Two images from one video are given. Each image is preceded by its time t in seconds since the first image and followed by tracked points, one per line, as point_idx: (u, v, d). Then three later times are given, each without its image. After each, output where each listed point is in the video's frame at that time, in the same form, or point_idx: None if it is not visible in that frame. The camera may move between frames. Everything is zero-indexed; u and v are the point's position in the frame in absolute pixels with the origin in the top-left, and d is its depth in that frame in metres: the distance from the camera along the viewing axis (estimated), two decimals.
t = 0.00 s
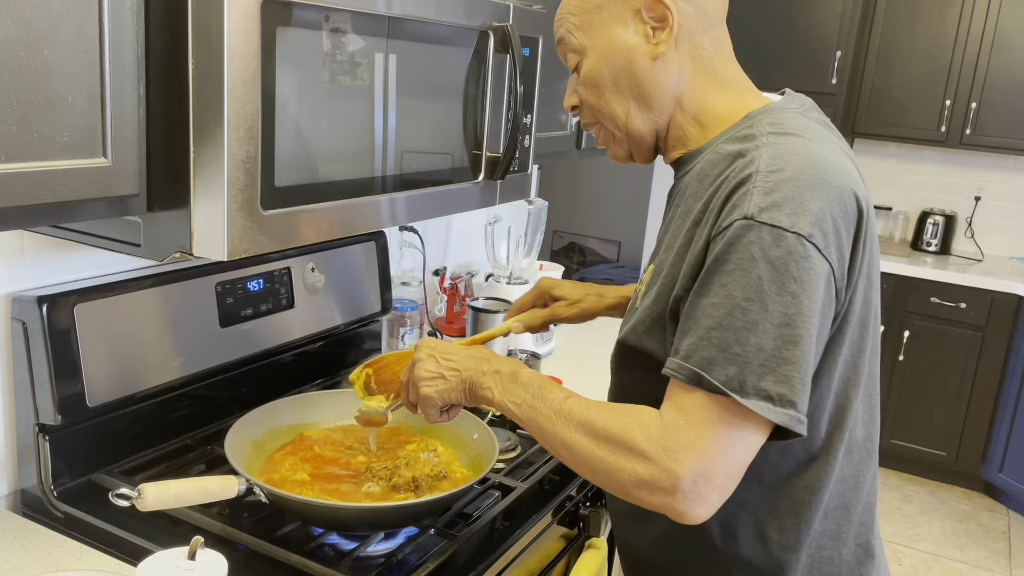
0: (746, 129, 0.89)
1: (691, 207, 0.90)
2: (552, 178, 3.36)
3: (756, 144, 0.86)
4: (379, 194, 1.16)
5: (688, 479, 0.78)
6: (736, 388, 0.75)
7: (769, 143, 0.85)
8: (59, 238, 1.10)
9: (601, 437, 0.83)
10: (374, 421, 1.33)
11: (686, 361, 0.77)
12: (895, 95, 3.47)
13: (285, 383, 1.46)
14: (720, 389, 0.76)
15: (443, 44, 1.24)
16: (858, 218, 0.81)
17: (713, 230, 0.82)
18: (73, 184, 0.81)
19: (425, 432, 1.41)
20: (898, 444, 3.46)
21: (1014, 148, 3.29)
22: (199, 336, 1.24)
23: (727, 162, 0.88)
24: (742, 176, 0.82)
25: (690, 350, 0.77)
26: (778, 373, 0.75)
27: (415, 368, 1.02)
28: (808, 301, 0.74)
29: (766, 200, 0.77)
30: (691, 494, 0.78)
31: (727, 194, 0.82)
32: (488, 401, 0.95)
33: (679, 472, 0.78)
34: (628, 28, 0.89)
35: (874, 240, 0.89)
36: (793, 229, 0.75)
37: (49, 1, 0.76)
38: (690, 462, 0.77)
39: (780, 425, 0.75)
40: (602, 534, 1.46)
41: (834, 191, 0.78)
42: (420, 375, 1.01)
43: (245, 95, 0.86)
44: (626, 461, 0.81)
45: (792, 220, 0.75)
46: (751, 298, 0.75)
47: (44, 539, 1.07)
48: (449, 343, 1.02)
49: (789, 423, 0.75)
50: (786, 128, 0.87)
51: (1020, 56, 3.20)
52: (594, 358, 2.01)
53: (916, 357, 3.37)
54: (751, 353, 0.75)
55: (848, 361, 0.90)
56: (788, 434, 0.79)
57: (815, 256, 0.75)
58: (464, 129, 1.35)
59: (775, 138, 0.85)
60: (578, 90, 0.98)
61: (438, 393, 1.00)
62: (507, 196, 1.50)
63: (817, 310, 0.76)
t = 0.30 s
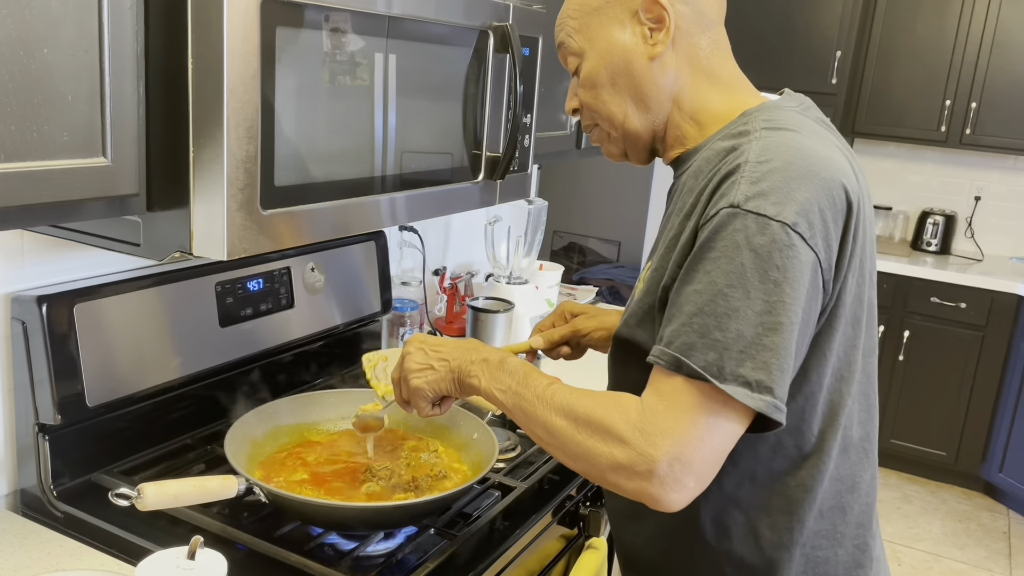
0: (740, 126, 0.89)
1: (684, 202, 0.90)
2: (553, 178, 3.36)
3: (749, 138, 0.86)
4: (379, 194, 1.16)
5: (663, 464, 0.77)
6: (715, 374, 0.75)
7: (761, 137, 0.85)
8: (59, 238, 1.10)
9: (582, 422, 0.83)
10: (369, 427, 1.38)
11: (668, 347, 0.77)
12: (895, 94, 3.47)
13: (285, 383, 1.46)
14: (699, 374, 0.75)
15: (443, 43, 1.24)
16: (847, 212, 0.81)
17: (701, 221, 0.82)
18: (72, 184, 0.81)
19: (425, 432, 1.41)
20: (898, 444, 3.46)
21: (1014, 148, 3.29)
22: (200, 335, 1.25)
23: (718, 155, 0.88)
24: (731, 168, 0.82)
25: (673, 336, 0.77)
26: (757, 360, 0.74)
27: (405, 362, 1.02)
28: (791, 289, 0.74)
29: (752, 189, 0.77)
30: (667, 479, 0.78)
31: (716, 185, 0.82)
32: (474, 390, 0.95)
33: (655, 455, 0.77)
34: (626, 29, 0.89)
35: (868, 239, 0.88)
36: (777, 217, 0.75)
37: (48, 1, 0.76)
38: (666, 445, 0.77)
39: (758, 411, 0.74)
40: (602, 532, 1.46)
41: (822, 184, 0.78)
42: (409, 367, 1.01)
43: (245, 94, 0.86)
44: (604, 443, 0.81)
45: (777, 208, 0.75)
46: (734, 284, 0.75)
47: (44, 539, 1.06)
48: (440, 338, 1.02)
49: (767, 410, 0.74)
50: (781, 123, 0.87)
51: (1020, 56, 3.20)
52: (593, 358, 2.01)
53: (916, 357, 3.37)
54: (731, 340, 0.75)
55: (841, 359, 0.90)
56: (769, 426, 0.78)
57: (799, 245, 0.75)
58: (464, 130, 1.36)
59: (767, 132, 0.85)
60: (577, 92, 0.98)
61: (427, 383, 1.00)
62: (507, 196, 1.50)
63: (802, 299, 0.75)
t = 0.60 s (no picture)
0: (733, 125, 0.89)
1: (676, 200, 0.90)
2: (553, 178, 3.36)
3: (739, 135, 0.86)
4: (379, 194, 1.16)
5: (649, 454, 0.77)
6: (702, 364, 0.75)
7: (752, 133, 0.85)
8: (59, 238, 1.10)
9: (569, 415, 0.83)
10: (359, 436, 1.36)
11: (656, 338, 0.77)
12: (895, 94, 3.47)
13: (285, 383, 1.46)
14: (686, 364, 0.75)
15: (443, 44, 1.24)
16: (837, 207, 0.81)
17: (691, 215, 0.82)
18: (73, 184, 0.81)
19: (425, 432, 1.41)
20: (898, 444, 3.46)
21: (1014, 148, 3.29)
22: (200, 336, 1.25)
23: (710, 151, 0.88)
24: (721, 164, 0.82)
25: (661, 327, 0.77)
26: (743, 350, 0.74)
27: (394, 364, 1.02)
28: (779, 280, 0.74)
29: (741, 182, 0.78)
30: (652, 469, 0.77)
31: (706, 180, 0.83)
32: (462, 388, 0.95)
33: (641, 445, 0.77)
34: (619, 30, 0.90)
35: (859, 236, 0.88)
36: (765, 209, 0.75)
37: (48, 2, 0.76)
38: (653, 435, 0.76)
39: (745, 401, 0.74)
40: (603, 532, 1.45)
41: (811, 178, 0.78)
42: (400, 365, 1.00)
43: (245, 95, 0.86)
44: (590, 434, 0.81)
45: (765, 201, 0.76)
46: (721, 275, 0.75)
47: (44, 539, 1.06)
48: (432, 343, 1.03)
49: (753, 400, 0.73)
50: (772, 121, 0.87)
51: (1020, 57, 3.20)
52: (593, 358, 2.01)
53: (916, 357, 3.37)
54: (717, 330, 0.75)
55: (836, 360, 0.90)
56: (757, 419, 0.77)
57: (787, 236, 0.75)
58: (464, 130, 1.36)
59: (758, 127, 0.85)
60: (571, 94, 0.99)
61: (415, 381, 0.99)
62: (507, 196, 1.50)
63: (790, 291, 0.75)
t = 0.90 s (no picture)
0: (722, 125, 0.89)
1: (667, 201, 0.90)
2: (553, 178, 3.36)
3: (728, 134, 0.86)
4: (379, 195, 1.16)
5: (636, 448, 0.76)
6: (687, 359, 0.74)
7: (740, 131, 0.85)
8: (59, 239, 1.10)
9: (560, 413, 0.83)
10: (358, 444, 1.32)
11: (642, 334, 0.77)
12: (895, 94, 3.47)
13: (285, 383, 1.46)
14: (671, 359, 0.75)
15: (443, 44, 1.24)
16: (824, 205, 0.81)
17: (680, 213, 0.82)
18: (73, 185, 0.81)
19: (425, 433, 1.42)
20: (898, 444, 3.46)
21: (1014, 148, 3.29)
22: (200, 336, 1.25)
23: (699, 149, 0.88)
24: (709, 162, 0.82)
25: (647, 323, 0.77)
26: (729, 346, 0.74)
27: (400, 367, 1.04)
28: (764, 276, 0.74)
29: (727, 179, 0.78)
30: (639, 464, 0.77)
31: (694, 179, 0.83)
32: (460, 392, 0.95)
33: (628, 440, 0.76)
34: (608, 34, 0.90)
35: (848, 235, 0.88)
36: (751, 206, 0.75)
37: (48, 2, 0.76)
38: (639, 430, 0.76)
39: (730, 396, 0.73)
40: (603, 532, 1.46)
41: (797, 175, 0.79)
42: (405, 366, 1.02)
43: (245, 95, 0.86)
44: (579, 431, 0.81)
45: (751, 197, 0.76)
46: (706, 271, 0.75)
47: (44, 540, 1.06)
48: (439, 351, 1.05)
49: (737, 395, 0.73)
50: (761, 120, 0.87)
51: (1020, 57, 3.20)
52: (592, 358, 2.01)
53: (916, 357, 3.37)
54: (703, 325, 0.74)
55: (831, 359, 0.90)
56: (745, 416, 0.77)
57: (772, 233, 0.75)
58: (464, 130, 1.36)
59: (746, 126, 0.85)
60: (563, 98, 0.99)
61: (416, 377, 1.00)
62: (507, 196, 1.50)
63: (776, 287, 0.75)
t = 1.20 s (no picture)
0: (716, 124, 0.89)
1: (662, 201, 0.90)
2: (553, 179, 3.36)
3: (722, 133, 0.86)
4: (379, 195, 1.16)
5: (633, 448, 0.76)
6: (684, 357, 0.74)
7: (733, 131, 0.85)
8: (59, 239, 1.10)
9: (559, 414, 0.83)
10: (358, 444, 1.30)
11: (639, 334, 0.77)
12: (895, 94, 3.47)
13: (285, 383, 1.46)
14: (668, 358, 0.74)
15: (443, 44, 1.24)
16: (817, 202, 0.81)
17: (674, 212, 0.82)
18: (73, 185, 0.81)
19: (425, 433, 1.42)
20: (898, 444, 3.46)
21: (1014, 148, 3.29)
22: (200, 336, 1.25)
23: (694, 150, 0.88)
24: (702, 162, 0.82)
25: (643, 323, 0.77)
26: (725, 344, 0.74)
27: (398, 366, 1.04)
28: (759, 273, 0.74)
29: (721, 178, 0.78)
30: (637, 463, 0.76)
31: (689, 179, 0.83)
32: (462, 395, 0.95)
33: (625, 440, 0.76)
34: (601, 37, 0.90)
35: (843, 232, 0.88)
36: (745, 204, 0.75)
37: (48, 2, 0.76)
38: (637, 429, 0.76)
39: (727, 393, 0.73)
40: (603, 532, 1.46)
41: (790, 173, 0.79)
42: (408, 367, 1.02)
43: (245, 96, 0.87)
44: (578, 432, 0.81)
45: (745, 195, 0.76)
46: (701, 269, 0.75)
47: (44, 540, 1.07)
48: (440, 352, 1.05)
49: (734, 393, 0.73)
50: (754, 118, 0.87)
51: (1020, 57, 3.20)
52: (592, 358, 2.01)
53: (916, 357, 3.37)
54: (698, 323, 0.74)
55: (825, 357, 0.90)
56: (743, 414, 0.77)
57: (766, 230, 0.75)
58: (464, 130, 1.36)
59: (740, 125, 0.85)
60: (557, 101, 1.00)
61: (418, 378, 1.00)
62: (507, 197, 1.50)
63: (771, 285, 0.75)
